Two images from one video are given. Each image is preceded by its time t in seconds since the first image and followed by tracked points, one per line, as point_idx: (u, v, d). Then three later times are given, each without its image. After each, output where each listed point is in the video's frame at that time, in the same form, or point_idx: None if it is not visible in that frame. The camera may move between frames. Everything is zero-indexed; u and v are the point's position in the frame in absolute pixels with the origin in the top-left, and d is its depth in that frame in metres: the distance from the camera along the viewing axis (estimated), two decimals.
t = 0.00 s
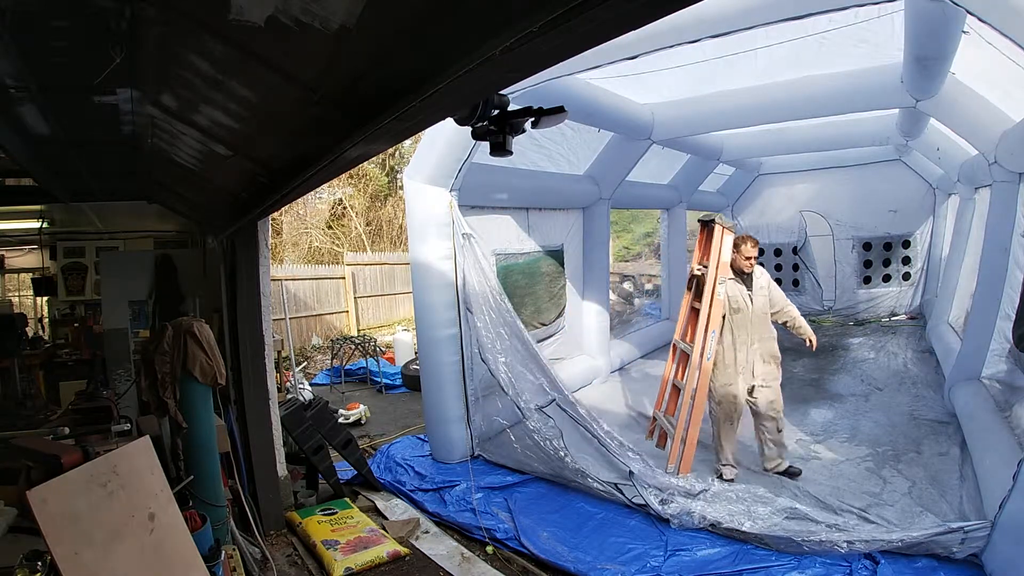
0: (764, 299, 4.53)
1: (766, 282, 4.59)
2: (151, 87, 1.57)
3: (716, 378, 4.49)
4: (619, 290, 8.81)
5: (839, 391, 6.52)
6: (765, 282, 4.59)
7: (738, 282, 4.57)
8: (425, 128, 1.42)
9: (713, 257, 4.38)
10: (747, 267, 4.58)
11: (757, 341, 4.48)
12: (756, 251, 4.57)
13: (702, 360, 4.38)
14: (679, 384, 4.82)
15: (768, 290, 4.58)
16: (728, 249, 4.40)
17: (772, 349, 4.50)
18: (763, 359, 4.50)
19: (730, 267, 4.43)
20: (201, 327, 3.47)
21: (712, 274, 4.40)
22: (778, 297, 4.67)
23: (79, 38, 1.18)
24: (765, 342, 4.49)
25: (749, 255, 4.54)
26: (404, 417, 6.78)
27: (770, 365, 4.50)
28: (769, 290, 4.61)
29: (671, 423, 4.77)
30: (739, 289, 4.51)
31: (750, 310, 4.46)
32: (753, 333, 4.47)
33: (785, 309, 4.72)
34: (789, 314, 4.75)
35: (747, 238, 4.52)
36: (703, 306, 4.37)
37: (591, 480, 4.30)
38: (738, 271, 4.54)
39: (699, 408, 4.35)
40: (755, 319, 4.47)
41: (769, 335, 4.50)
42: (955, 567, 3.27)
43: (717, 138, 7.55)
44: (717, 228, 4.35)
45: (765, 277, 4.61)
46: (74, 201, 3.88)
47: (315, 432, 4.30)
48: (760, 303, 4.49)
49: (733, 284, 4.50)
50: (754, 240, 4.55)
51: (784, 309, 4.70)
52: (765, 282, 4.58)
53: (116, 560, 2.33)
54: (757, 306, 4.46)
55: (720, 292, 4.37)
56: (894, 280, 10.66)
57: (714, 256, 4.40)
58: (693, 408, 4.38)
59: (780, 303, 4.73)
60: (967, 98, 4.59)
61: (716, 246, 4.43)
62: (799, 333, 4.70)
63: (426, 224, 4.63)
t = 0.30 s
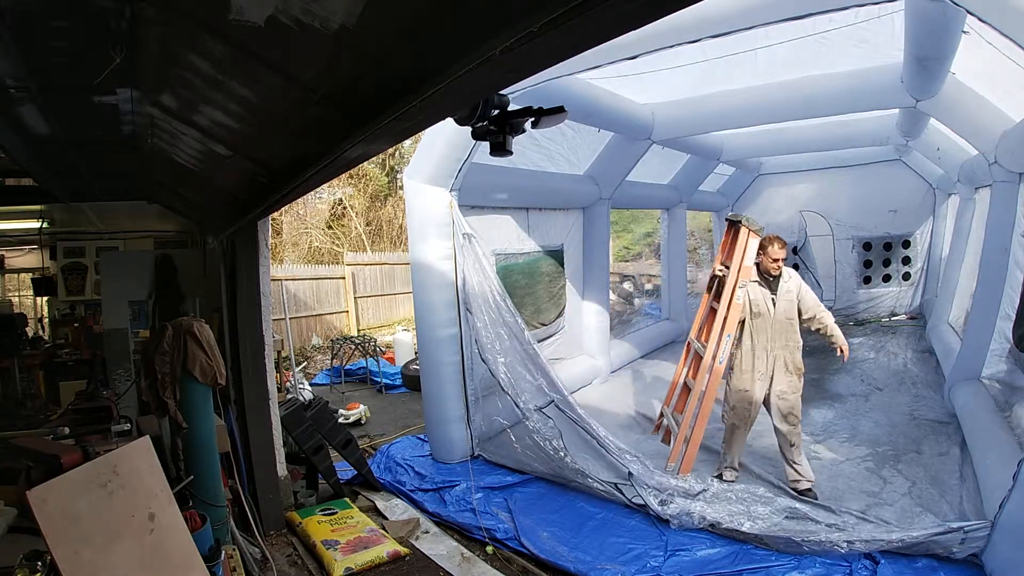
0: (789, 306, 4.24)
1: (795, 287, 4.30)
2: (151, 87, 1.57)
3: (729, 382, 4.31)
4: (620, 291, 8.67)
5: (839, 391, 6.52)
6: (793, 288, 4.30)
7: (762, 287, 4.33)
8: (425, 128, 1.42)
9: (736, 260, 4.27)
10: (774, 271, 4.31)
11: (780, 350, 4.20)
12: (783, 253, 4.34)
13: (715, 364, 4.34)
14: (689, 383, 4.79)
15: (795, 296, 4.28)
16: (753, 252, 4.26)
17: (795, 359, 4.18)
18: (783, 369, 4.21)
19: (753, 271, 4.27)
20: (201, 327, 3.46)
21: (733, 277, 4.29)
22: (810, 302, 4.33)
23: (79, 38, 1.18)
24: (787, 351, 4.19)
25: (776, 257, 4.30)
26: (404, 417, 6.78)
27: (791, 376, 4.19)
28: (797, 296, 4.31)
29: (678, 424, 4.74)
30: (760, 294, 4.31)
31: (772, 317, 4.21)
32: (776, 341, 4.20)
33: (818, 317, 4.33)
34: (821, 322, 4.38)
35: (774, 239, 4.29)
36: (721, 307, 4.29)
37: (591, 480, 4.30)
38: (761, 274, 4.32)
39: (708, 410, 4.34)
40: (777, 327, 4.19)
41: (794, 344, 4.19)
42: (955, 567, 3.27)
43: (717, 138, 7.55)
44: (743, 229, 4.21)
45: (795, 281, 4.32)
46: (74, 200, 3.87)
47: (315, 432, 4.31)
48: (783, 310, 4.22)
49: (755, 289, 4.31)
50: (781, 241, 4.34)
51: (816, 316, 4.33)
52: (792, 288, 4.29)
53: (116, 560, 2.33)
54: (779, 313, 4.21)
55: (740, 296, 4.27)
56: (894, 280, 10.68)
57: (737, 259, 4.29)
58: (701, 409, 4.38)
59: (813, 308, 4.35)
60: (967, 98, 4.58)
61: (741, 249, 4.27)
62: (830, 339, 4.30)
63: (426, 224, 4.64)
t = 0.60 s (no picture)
0: (813, 308, 4.03)
1: (822, 286, 4.07)
2: (151, 87, 1.57)
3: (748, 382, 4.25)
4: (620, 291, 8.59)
5: (838, 391, 6.52)
6: (818, 287, 4.08)
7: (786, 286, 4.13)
8: (425, 128, 1.42)
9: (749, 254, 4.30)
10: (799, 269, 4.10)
11: (803, 352, 4.02)
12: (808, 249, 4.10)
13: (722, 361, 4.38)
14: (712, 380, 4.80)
15: (821, 295, 4.06)
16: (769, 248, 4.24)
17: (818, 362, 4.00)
18: (805, 374, 4.05)
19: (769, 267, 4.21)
20: (201, 327, 3.46)
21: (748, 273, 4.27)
22: (838, 301, 4.09)
23: (79, 39, 1.18)
24: (810, 354, 4.01)
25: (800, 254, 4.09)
26: (404, 417, 6.78)
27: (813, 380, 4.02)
28: (823, 296, 4.08)
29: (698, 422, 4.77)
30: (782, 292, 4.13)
31: (792, 318, 4.03)
32: (799, 344, 4.02)
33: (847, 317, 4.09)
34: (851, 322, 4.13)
35: (794, 235, 4.06)
36: (733, 304, 4.28)
37: (591, 480, 4.30)
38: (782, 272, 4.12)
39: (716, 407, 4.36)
40: (796, 329, 4.01)
41: (817, 346, 4.00)
42: (955, 567, 3.28)
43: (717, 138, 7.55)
44: (760, 224, 4.27)
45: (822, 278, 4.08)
46: (74, 200, 3.87)
47: (315, 432, 4.31)
48: (804, 311, 4.03)
49: (774, 287, 4.14)
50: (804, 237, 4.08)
51: (844, 316, 4.09)
52: (817, 287, 4.07)
53: (115, 560, 2.33)
54: (799, 314, 4.03)
55: (753, 293, 4.19)
56: (894, 280, 10.69)
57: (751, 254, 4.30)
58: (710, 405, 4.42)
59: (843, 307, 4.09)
60: (967, 98, 4.58)
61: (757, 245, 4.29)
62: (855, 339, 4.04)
63: (426, 224, 4.64)
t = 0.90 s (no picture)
0: (809, 316, 3.91)
1: (819, 294, 3.93)
2: (151, 87, 1.57)
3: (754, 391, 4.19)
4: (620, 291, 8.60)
5: (838, 391, 6.52)
6: (816, 294, 3.94)
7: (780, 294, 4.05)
8: (425, 128, 1.42)
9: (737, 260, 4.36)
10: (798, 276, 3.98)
11: (801, 361, 3.91)
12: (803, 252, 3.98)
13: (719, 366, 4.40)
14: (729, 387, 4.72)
15: (818, 304, 3.92)
16: (755, 253, 4.28)
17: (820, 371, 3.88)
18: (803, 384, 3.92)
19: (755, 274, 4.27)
20: (201, 327, 3.46)
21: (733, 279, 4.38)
22: (839, 309, 3.91)
23: (79, 39, 1.18)
24: (807, 365, 3.89)
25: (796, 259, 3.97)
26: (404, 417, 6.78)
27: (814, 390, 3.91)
28: (821, 304, 3.93)
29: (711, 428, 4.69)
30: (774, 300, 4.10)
31: (785, 326, 3.96)
32: (794, 352, 3.92)
33: (847, 325, 3.90)
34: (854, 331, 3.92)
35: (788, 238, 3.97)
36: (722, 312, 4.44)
37: (591, 480, 4.30)
38: (777, 279, 4.03)
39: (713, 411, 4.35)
40: (790, 337, 3.93)
41: (810, 355, 3.89)
42: (955, 567, 3.28)
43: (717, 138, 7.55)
44: (741, 231, 4.32)
45: (820, 285, 3.95)
46: (74, 200, 3.87)
47: (315, 432, 4.31)
48: (798, 319, 3.93)
49: (769, 292, 4.09)
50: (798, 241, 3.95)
51: (844, 325, 3.91)
52: (815, 294, 3.94)
53: (116, 560, 2.33)
54: (793, 322, 3.94)
55: (739, 301, 4.32)
56: (894, 280, 10.69)
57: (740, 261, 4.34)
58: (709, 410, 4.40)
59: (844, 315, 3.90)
60: (967, 98, 4.58)
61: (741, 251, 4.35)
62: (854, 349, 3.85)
63: (426, 224, 4.64)
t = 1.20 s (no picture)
0: (797, 318, 3.83)
1: (808, 296, 3.81)
2: (151, 87, 1.57)
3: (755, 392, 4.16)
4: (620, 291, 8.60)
5: (839, 391, 6.52)
6: (805, 294, 3.83)
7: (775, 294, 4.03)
8: (425, 128, 1.42)
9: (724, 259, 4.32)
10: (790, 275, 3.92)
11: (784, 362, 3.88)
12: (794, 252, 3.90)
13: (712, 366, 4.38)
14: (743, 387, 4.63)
15: (806, 305, 3.81)
16: (739, 252, 4.24)
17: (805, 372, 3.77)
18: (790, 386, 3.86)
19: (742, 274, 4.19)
20: (201, 326, 3.46)
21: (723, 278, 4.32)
22: (828, 310, 3.76)
23: (79, 39, 1.18)
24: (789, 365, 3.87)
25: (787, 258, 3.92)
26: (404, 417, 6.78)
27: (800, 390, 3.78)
28: (811, 304, 3.80)
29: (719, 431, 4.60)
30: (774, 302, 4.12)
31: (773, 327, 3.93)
32: (777, 352, 3.92)
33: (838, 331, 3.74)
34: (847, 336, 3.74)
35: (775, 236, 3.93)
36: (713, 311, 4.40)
37: (591, 480, 4.30)
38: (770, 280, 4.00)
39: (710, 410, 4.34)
40: (774, 337, 3.93)
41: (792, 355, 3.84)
42: (955, 567, 3.27)
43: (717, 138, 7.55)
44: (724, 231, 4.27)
45: (811, 286, 3.83)
46: (74, 200, 3.87)
47: (315, 432, 4.31)
48: (784, 320, 3.87)
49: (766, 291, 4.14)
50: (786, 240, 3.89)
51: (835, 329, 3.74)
52: (803, 295, 3.83)
53: (115, 561, 2.33)
54: (779, 322, 3.91)
55: (728, 301, 4.27)
56: (894, 280, 10.68)
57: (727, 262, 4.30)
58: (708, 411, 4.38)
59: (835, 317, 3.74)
60: (967, 98, 4.58)
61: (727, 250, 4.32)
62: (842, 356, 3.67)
63: (426, 224, 4.64)
